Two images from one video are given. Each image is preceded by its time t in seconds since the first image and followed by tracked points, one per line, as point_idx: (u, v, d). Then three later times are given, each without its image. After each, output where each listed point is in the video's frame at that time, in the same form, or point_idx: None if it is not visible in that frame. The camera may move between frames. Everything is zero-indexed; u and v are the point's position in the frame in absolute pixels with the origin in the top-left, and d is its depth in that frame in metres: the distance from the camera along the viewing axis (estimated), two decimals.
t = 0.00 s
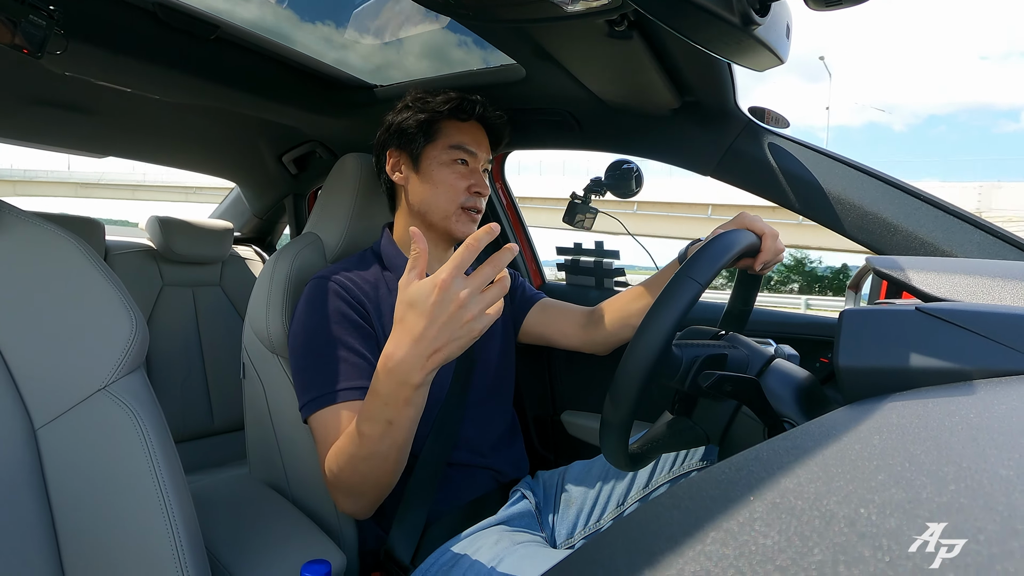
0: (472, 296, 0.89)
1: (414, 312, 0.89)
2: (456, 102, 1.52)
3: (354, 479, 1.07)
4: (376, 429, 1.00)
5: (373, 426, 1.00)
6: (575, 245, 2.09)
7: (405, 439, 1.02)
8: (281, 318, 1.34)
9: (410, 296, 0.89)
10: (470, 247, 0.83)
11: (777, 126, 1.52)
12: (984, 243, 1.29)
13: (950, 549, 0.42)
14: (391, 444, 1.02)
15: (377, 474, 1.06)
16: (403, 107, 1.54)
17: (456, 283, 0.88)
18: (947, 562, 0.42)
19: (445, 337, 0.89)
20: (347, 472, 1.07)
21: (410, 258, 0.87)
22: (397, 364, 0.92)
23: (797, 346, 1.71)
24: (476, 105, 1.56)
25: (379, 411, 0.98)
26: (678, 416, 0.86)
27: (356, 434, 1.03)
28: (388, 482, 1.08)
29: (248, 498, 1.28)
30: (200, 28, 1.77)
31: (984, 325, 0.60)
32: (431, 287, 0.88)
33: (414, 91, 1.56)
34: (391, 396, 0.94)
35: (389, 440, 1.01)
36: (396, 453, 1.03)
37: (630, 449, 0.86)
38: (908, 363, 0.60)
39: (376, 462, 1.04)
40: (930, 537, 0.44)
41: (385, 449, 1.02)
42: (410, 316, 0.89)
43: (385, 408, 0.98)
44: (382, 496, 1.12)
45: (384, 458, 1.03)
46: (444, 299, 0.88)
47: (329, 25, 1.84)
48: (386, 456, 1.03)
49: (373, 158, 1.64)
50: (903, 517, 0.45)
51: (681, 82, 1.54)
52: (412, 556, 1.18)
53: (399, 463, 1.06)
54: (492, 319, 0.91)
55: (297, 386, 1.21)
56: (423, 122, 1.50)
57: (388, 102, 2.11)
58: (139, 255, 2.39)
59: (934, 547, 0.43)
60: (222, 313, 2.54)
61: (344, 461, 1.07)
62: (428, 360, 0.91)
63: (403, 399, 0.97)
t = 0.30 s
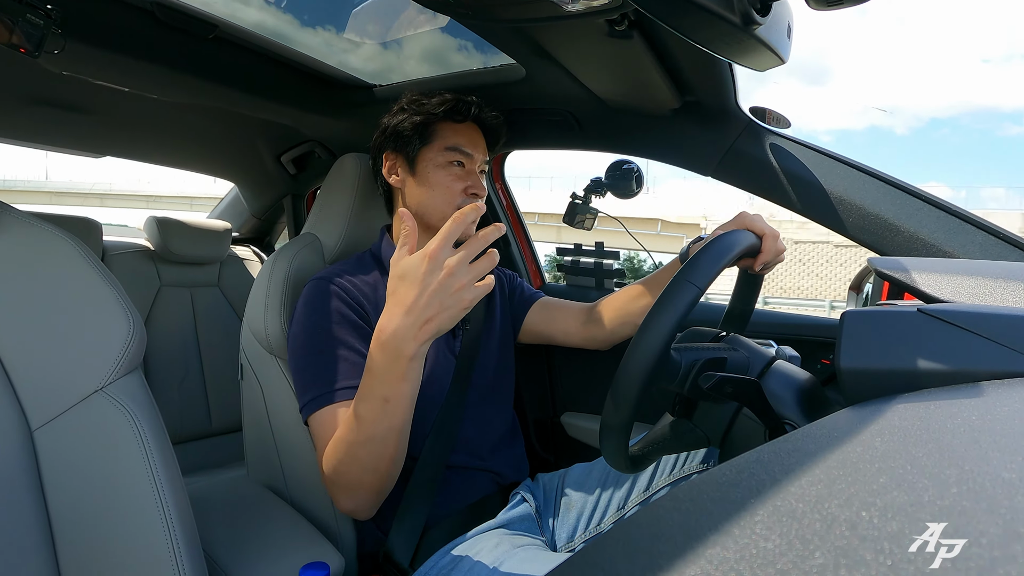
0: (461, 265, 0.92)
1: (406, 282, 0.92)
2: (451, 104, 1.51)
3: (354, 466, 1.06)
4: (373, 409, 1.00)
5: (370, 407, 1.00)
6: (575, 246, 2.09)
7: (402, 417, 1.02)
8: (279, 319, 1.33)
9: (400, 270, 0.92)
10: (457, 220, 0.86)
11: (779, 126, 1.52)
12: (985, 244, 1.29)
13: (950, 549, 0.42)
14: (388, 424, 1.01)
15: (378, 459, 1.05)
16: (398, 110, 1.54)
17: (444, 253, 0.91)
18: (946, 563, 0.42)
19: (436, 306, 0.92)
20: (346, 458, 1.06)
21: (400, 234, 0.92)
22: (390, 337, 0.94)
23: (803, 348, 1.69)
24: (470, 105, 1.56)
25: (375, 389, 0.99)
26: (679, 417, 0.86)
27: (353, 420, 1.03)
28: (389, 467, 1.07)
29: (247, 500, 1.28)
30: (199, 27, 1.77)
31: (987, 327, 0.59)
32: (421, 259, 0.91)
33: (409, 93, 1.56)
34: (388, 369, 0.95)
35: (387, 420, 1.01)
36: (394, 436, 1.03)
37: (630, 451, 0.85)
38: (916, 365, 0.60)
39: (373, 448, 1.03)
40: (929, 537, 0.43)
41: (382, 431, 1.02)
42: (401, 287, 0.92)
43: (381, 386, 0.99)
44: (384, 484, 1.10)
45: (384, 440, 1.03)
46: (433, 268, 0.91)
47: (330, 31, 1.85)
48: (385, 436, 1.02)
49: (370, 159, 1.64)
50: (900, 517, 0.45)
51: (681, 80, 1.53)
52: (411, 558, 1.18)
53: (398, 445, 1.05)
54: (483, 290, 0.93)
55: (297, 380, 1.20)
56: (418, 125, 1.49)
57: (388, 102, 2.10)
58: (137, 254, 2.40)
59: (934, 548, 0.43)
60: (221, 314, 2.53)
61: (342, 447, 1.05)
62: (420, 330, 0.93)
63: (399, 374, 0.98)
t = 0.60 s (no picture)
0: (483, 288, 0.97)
1: (430, 300, 0.98)
2: (467, 124, 1.57)
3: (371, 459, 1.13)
4: (392, 409, 1.07)
5: (388, 407, 1.07)
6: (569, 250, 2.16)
7: (418, 417, 1.09)
8: (300, 317, 1.41)
9: (428, 286, 0.98)
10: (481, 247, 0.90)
11: (756, 141, 1.62)
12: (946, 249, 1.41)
13: (950, 549, 0.36)
14: (405, 424, 1.08)
15: (392, 455, 1.12)
16: (419, 126, 1.61)
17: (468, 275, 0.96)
18: (948, 564, 0.35)
19: (456, 323, 0.97)
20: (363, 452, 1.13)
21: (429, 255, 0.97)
22: (412, 346, 1.00)
23: (774, 344, 1.80)
24: (485, 127, 1.61)
25: (394, 392, 1.06)
26: (664, 406, 0.92)
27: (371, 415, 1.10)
28: (401, 463, 1.15)
29: (267, 485, 1.36)
30: (227, 50, 1.89)
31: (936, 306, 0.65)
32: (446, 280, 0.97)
33: (429, 110, 1.63)
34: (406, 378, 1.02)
35: (404, 419, 1.08)
36: (410, 433, 1.10)
37: (619, 438, 0.93)
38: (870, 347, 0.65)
39: (390, 443, 1.10)
40: (929, 537, 0.37)
41: (399, 429, 1.09)
42: (427, 302, 0.98)
43: (399, 390, 1.05)
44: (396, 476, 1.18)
45: (400, 437, 1.10)
46: (456, 288, 0.97)
47: (346, 57, 1.95)
48: (400, 434, 1.09)
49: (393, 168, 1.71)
50: (893, 512, 0.39)
51: (666, 101, 1.62)
52: (420, 534, 1.25)
53: (412, 444, 1.13)
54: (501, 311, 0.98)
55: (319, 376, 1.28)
56: (436, 142, 1.56)
57: (399, 119, 2.20)
58: (171, 258, 2.46)
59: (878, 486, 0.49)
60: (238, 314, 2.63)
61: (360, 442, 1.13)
62: (439, 344, 0.99)
63: (417, 380, 1.04)
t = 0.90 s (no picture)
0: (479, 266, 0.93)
1: (421, 272, 0.95)
2: (462, 125, 1.56)
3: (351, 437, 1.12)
4: (371, 389, 1.07)
5: (368, 386, 1.07)
6: (569, 249, 2.17)
7: (397, 400, 1.08)
8: (299, 315, 1.41)
9: (421, 258, 0.95)
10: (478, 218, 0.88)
11: (756, 140, 1.63)
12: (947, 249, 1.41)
13: (950, 549, 0.36)
14: (382, 405, 1.08)
15: (369, 438, 1.11)
16: (415, 128, 1.61)
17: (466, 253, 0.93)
18: (949, 565, 0.35)
19: (445, 299, 0.94)
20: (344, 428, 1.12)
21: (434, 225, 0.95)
22: (398, 320, 0.98)
23: (774, 343, 1.80)
24: (481, 127, 1.61)
25: (376, 371, 1.05)
26: (664, 406, 0.94)
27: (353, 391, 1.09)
28: (381, 446, 1.14)
29: (267, 485, 1.36)
30: (227, 49, 1.89)
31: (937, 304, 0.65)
32: (441, 253, 0.93)
33: (425, 111, 1.62)
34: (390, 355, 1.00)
35: (383, 401, 1.07)
36: (388, 417, 1.09)
37: (619, 436, 0.93)
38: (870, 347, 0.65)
39: (367, 425, 1.09)
40: (929, 537, 0.37)
41: (377, 410, 1.08)
42: (420, 274, 0.95)
43: (381, 368, 1.04)
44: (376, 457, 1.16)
45: (377, 420, 1.09)
46: (451, 263, 0.93)
47: (345, 59, 1.97)
48: (377, 416, 1.09)
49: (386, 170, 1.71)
50: (894, 511, 0.39)
51: (667, 101, 1.62)
52: (420, 533, 1.25)
53: (392, 423, 1.11)
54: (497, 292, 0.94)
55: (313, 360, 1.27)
56: (432, 144, 1.56)
57: (399, 118, 2.20)
58: (171, 257, 2.46)
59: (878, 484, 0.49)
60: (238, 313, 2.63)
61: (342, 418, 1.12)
62: (426, 321, 0.97)
63: (400, 358, 1.03)
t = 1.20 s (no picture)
0: (536, 463, 0.56)
1: (445, 443, 0.57)
2: (459, 124, 1.57)
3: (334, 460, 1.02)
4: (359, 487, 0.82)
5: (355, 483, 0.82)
6: (569, 250, 2.17)
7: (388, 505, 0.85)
8: (299, 316, 1.41)
9: (454, 412, 0.56)
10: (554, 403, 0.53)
11: (756, 142, 1.61)
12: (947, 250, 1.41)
13: (951, 550, 0.36)
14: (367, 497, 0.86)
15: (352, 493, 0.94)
16: (413, 127, 1.62)
17: (520, 449, 0.55)
18: (948, 565, 0.35)
19: (470, 489, 0.59)
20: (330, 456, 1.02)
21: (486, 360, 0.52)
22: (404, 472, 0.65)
23: (775, 343, 1.80)
24: (478, 126, 1.61)
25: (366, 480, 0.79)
26: (664, 406, 0.94)
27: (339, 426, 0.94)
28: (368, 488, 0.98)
29: (267, 486, 1.36)
30: (227, 49, 1.89)
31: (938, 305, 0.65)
32: (483, 435, 0.54)
33: (424, 111, 1.63)
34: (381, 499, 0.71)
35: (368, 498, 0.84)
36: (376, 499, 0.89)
37: (619, 437, 0.92)
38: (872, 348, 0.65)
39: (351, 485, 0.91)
40: (929, 537, 0.37)
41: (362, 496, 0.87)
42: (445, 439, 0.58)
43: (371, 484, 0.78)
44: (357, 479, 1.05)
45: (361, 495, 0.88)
46: (493, 461, 0.55)
47: (346, 65, 2.00)
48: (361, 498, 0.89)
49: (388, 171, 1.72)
50: (895, 512, 0.39)
51: (667, 101, 1.62)
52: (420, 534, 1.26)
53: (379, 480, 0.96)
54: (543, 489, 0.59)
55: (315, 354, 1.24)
56: (429, 142, 1.58)
57: (399, 118, 2.19)
58: (171, 258, 2.46)
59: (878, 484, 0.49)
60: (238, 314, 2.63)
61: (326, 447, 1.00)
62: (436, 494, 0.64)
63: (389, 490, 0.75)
